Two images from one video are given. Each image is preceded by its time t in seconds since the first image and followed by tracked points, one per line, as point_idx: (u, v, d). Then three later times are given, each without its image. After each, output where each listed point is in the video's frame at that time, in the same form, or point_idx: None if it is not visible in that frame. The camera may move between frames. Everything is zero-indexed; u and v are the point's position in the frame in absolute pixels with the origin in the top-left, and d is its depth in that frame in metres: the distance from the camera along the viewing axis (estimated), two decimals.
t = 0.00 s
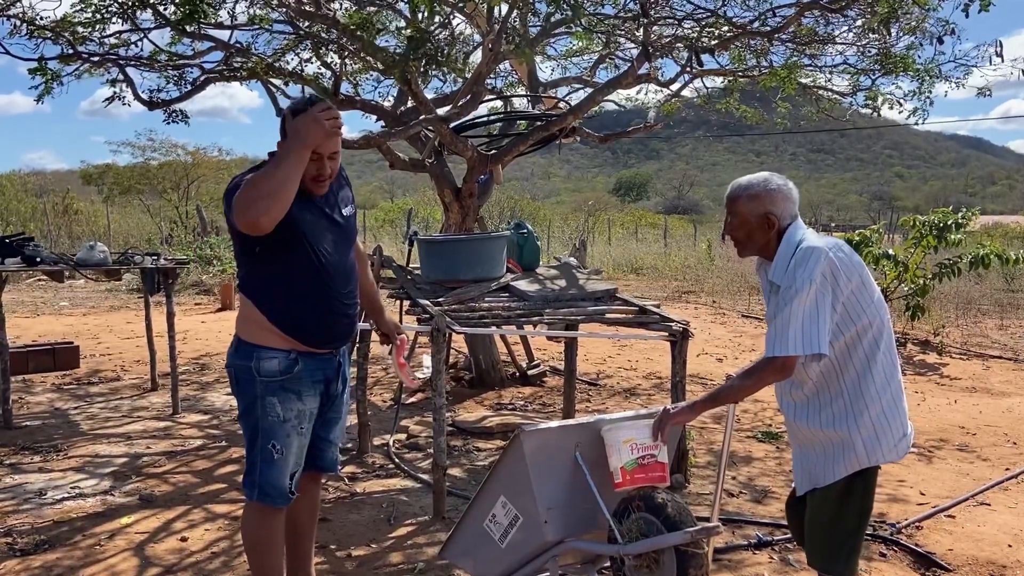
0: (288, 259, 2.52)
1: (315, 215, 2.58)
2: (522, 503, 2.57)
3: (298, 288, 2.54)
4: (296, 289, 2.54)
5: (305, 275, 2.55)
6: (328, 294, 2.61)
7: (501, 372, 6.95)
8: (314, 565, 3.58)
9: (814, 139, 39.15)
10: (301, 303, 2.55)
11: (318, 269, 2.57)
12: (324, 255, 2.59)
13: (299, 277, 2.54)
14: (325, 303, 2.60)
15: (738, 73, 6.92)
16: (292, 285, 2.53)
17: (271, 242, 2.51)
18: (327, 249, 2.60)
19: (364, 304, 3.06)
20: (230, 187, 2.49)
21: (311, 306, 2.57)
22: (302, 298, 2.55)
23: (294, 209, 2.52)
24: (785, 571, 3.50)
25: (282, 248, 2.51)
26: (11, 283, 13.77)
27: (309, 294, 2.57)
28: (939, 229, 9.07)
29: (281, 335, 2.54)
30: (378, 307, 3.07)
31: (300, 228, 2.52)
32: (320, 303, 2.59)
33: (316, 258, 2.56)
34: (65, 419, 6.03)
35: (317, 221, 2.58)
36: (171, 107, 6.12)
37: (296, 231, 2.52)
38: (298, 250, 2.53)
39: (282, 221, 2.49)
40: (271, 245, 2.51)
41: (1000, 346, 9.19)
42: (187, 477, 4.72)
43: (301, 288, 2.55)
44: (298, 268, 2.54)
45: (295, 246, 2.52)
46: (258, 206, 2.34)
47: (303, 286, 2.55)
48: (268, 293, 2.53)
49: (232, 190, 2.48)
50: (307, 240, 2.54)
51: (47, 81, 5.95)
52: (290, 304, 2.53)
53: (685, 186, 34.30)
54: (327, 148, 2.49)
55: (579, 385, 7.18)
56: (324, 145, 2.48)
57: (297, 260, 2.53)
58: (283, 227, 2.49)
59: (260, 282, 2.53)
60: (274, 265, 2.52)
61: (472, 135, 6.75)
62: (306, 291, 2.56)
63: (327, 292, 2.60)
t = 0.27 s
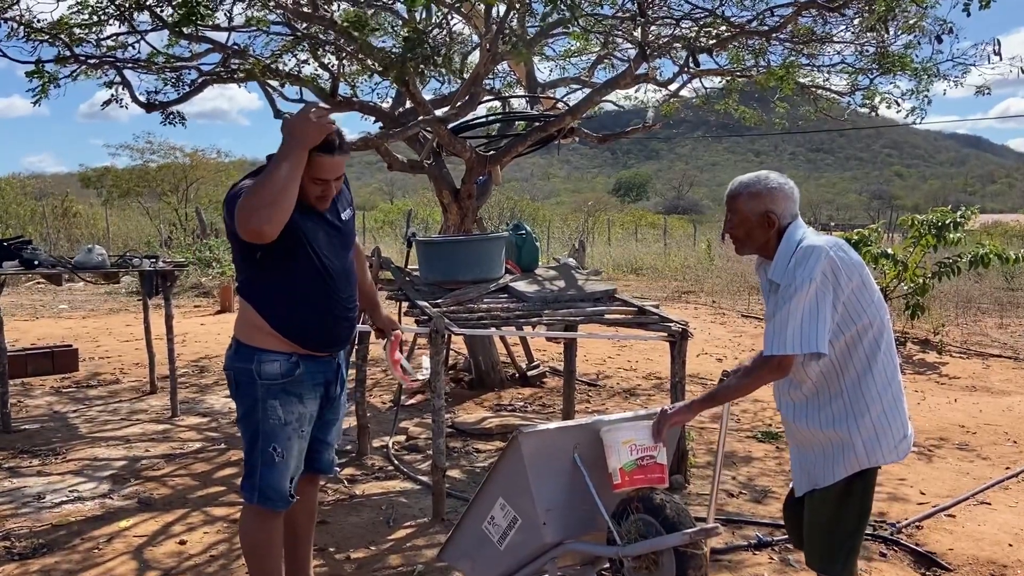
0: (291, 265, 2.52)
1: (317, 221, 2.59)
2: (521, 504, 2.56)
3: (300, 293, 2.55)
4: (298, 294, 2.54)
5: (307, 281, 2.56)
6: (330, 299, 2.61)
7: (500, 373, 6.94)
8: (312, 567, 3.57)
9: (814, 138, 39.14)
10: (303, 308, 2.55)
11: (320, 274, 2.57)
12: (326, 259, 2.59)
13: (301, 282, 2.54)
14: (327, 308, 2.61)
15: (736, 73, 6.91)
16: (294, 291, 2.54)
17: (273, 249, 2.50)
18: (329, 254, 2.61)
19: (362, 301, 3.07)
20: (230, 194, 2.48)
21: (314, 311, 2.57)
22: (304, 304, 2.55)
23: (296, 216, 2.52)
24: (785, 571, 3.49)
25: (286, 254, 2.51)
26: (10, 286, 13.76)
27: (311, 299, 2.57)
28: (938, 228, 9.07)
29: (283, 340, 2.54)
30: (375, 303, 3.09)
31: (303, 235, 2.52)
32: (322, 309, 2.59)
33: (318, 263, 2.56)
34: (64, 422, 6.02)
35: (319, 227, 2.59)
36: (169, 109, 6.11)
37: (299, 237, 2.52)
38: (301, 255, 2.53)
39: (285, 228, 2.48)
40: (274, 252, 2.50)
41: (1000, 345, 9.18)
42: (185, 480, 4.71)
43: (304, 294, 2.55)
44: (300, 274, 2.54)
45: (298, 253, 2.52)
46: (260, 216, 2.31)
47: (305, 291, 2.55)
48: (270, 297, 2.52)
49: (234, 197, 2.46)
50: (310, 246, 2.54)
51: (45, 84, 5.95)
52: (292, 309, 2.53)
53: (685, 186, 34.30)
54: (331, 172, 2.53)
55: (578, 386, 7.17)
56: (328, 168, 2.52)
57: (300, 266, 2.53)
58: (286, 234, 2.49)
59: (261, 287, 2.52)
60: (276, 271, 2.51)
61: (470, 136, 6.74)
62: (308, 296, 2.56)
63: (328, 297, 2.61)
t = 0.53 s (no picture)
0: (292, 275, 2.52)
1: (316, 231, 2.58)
2: (520, 507, 2.55)
3: (300, 301, 2.55)
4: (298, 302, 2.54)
5: (307, 290, 2.56)
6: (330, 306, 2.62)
7: (499, 374, 6.93)
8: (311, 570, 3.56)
9: (812, 138, 39.14)
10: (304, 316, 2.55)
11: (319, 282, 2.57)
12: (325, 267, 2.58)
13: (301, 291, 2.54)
14: (328, 315, 2.61)
15: (734, 73, 6.91)
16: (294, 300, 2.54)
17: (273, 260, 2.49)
18: (328, 263, 2.60)
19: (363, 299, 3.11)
20: (228, 206, 2.44)
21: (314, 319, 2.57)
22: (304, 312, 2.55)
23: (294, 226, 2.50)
24: (784, 572, 3.48)
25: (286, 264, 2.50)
26: (8, 290, 13.75)
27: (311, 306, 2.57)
28: (937, 227, 9.06)
29: (283, 346, 2.54)
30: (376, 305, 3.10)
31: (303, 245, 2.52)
32: (323, 316, 2.60)
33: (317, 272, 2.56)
34: (62, 426, 6.01)
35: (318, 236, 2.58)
36: (166, 112, 6.10)
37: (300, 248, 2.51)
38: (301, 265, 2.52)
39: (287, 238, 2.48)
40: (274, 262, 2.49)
41: (999, 343, 9.18)
42: (184, 483, 4.70)
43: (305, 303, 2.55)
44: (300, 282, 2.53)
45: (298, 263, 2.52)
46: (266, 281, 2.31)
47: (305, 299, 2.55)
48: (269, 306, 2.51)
49: (233, 209, 2.43)
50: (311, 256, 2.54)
51: (42, 87, 5.94)
52: (293, 318, 2.53)
53: (683, 186, 34.31)
54: (337, 192, 2.53)
55: (577, 387, 7.16)
56: (336, 188, 2.51)
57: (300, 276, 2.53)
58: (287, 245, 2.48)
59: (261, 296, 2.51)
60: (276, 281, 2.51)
61: (468, 137, 6.74)
62: (308, 304, 2.57)
63: (329, 305, 2.61)
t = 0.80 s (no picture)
0: (293, 281, 2.51)
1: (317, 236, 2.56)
2: (520, 508, 2.55)
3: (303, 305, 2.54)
4: (300, 308, 2.54)
5: (309, 298, 2.55)
6: (333, 310, 2.61)
7: (498, 375, 6.93)
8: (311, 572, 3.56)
9: (809, 137, 39.17)
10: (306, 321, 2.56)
11: (321, 290, 2.56)
12: (327, 274, 2.57)
13: (303, 297, 2.53)
14: (331, 320, 2.61)
15: (732, 72, 6.91)
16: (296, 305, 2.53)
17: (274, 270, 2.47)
18: (330, 267, 2.58)
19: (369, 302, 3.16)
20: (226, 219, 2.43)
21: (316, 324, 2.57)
22: (307, 317, 2.55)
23: (295, 235, 2.49)
24: (784, 571, 3.48)
25: (289, 271, 2.49)
26: (6, 293, 13.73)
27: (313, 311, 2.56)
28: (935, 226, 9.06)
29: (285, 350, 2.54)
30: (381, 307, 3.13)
31: (303, 251, 2.50)
32: (326, 321, 2.59)
33: (319, 280, 2.55)
34: (61, 428, 6.00)
35: (320, 243, 2.57)
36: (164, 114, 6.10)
37: (302, 258, 2.50)
38: (302, 271, 2.50)
39: (289, 246, 2.46)
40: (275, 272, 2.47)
41: (997, 342, 9.19)
42: (183, 485, 4.69)
43: (306, 310, 2.55)
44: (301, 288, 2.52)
45: (300, 271, 2.50)
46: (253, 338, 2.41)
47: (307, 307, 2.55)
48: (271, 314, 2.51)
49: (231, 221, 2.41)
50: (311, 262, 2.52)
51: (39, 90, 5.94)
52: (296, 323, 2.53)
53: (681, 186, 34.33)
54: (330, 180, 2.46)
55: (576, 387, 7.16)
56: (328, 176, 2.45)
57: (301, 283, 2.52)
58: (287, 253, 2.47)
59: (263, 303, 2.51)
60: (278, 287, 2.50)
61: (466, 137, 6.73)
62: (310, 309, 2.56)
63: (332, 309, 2.61)
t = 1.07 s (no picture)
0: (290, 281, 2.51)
1: (313, 235, 2.55)
2: (517, 508, 2.55)
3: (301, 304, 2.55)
4: (296, 307, 2.54)
5: (305, 297, 2.55)
6: (330, 309, 2.61)
7: (496, 375, 6.93)
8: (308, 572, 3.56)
9: (807, 137, 39.21)
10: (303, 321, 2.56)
11: (317, 288, 2.56)
12: (323, 272, 2.57)
13: (300, 296, 2.54)
14: (328, 319, 2.62)
15: (729, 73, 6.92)
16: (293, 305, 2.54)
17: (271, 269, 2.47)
18: (327, 266, 2.58)
19: (367, 303, 3.16)
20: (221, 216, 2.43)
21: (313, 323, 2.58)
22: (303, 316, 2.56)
23: (292, 232, 2.49)
24: (781, 570, 3.49)
25: (285, 271, 2.49)
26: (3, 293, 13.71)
27: (310, 310, 2.57)
28: (933, 226, 9.05)
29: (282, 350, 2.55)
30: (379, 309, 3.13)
31: (300, 250, 2.49)
32: (322, 321, 2.60)
33: (316, 278, 2.55)
34: (58, 429, 5.99)
35: (317, 241, 2.56)
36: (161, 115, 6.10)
37: (300, 257, 2.50)
38: (298, 271, 2.50)
39: (286, 246, 2.46)
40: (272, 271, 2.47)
41: (994, 342, 9.21)
42: (181, 486, 4.69)
43: (302, 309, 2.55)
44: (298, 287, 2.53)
45: (297, 269, 2.50)
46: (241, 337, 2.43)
47: (304, 306, 2.55)
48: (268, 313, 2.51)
49: (226, 219, 2.41)
50: (308, 261, 2.52)
51: (35, 90, 5.93)
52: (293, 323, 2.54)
53: (678, 186, 34.35)
54: (322, 170, 2.48)
55: (574, 387, 7.16)
56: (320, 165, 2.48)
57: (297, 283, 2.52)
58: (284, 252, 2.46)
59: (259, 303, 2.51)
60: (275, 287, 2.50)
61: (463, 138, 6.74)
62: (307, 309, 2.56)
63: (329, 308, 2.61)
